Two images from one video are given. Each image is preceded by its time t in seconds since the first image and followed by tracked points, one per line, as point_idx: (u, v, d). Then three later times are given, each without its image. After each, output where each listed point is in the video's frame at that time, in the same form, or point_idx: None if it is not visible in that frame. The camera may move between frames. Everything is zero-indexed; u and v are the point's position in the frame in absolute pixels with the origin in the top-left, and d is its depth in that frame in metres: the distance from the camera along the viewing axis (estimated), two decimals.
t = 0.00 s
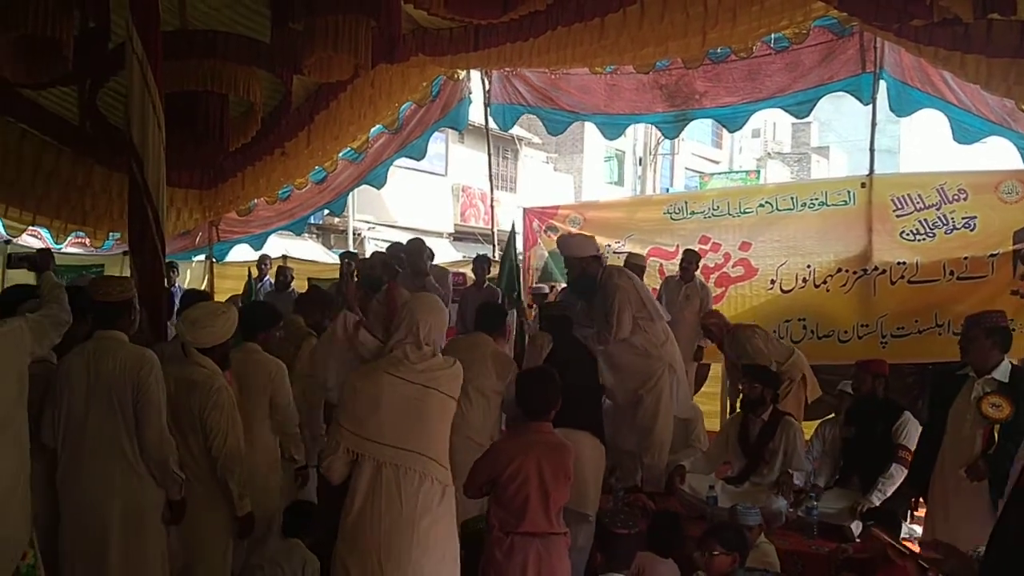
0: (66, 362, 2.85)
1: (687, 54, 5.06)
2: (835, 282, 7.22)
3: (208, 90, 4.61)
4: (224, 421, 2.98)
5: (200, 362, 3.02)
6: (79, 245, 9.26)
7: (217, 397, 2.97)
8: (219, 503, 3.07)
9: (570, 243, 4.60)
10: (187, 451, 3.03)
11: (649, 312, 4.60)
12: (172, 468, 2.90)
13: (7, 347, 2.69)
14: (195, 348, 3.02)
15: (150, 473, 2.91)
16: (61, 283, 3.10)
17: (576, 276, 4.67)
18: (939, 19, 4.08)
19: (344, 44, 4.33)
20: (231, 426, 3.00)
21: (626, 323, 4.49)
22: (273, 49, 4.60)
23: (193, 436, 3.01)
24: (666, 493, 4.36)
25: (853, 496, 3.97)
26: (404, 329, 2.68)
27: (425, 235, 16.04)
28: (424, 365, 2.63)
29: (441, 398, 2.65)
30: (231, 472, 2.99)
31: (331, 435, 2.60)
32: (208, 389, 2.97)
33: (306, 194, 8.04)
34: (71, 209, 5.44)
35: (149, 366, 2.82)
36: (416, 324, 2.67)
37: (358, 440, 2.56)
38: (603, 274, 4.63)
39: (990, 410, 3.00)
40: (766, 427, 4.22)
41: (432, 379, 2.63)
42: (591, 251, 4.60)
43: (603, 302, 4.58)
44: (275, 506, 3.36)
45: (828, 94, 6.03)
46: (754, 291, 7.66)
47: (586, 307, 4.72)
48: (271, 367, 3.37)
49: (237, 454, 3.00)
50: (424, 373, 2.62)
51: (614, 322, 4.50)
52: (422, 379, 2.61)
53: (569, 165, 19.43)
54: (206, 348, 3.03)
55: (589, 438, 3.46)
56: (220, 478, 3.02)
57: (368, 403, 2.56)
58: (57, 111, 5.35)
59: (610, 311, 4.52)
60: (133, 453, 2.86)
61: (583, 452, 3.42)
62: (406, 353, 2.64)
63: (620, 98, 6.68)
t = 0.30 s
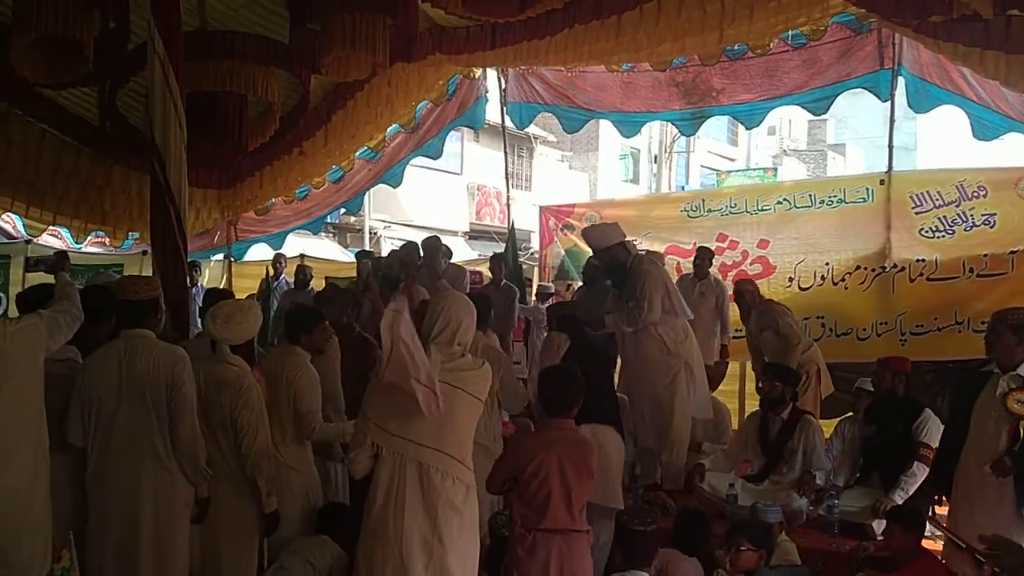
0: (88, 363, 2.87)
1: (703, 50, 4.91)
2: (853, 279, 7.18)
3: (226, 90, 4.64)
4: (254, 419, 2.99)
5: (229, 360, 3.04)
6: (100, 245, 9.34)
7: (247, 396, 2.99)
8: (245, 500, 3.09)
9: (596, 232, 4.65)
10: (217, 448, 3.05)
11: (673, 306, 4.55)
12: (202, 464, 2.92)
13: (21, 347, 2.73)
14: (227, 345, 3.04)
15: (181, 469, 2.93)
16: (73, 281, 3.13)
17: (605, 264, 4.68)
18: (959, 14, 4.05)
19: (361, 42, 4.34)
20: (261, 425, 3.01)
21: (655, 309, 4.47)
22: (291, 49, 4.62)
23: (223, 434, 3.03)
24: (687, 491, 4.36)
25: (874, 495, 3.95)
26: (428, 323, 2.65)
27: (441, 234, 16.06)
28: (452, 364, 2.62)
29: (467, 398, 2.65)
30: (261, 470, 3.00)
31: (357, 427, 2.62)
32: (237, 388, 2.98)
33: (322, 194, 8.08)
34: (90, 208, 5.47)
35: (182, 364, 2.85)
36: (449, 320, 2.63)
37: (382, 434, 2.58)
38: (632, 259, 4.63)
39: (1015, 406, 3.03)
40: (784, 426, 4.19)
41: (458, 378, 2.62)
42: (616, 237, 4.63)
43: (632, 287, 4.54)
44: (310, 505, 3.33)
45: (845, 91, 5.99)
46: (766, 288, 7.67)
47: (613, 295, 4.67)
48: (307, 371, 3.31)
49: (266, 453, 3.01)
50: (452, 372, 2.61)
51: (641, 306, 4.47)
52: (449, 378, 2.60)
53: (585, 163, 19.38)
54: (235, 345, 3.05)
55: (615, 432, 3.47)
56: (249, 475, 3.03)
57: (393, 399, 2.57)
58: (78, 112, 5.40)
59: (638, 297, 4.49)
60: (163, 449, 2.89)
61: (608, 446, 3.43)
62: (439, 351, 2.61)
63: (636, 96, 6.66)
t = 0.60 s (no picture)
0: (122, 362, 2.92)
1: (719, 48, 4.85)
2: (870, 277, 7.12)
3: (243, 90, 4.66)
4: (283, 417, 3.01)
5: (254, 360, 3.08)
6: (118, 245, 9.42)
7: (274, 394, 3.02)
8: (268, 499, 3.10)
9: (630, 220, 4.65)
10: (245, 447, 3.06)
11: (695, 303, 4.50)
12: (239, 462, 2.95)
13: (42, 347, 2.74)
14: (251, 345, 3.08)
15: (213, 466, 2.96)
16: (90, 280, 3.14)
17: (638, 254, 4.64)
18: (978, 10, 4.03)
19: (378, 42, 4.36)
20: (289, 424, 3.03)
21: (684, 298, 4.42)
22: (307, 48, 4.63)
23: (250, 433, 3.02)
24: (705, 490, 4.34)
25: (893, 493, 3.92)
26: (449, 324, 2.64)
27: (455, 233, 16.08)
28: (473, 363, 2.61)
29: (489, 399, 2.62)
30: (289, 468, 2.99)
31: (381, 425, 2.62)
32: (264, 386, 3.02)
33: (338, 193, 8.10)
34: (108, 209, 5.49)
35: (215, 365, 2.89)
36: (472, 319, 2.62)
37: (408, 432, 2.58)
38: (664, 250, 4.57)
39: None
40: (802, 426, 4.19)
41: (480, 378, 2.61)
42: (649, 228, 4.61)
43: (660, 279, 4.49)
44: (351, 505, 3.31)
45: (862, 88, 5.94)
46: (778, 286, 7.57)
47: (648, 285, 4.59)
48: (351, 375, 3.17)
49: (294, 451, 3.02)
50: (473, 371, 2.60)
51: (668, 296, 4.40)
52: (470, 377, 2.60)
53: (599, 162, 19.34)
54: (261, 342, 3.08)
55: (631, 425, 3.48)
56: (278, 473, 3.02)
57: (418, 398, 2.56)
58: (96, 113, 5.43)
59: (666, 286, 4.43)
60: (197, 448, 2.92)
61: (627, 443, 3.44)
62: (457, 350, 2.60)
63: (652, 94, 6.64)
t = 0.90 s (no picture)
0: (141, 359, 2.95)
1: (728, 47, 4.80)
2: (881, 275, 7.08)
3: (254, 90, 4.68)
4: (297, 414, 3.04)
5: (268, 359, 3.12)
6: (128, 245, 9.47)
7: (288, 391, 3.05)
8: (281, 497, 3.12)
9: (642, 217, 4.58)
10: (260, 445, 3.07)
11: (709, 303, 4.47)
12: (258, 461, 2.96)
13: (60, 344, 2.77)
14: (264, 343, 3.11)
15: (233, 465, 2.97)
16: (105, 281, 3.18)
17: (650, 252, 4.62)
18: (988, 7, 4.02)
19: (387, 40, 4.37)
20: (304, 421, 3.06)
21: (707, 295, 4.41)
22: (317, 48, 4.65)
23: (265, 431, 3.05)
24: (715, 488, 4.35)
25: (904, 492, 3.93)
26: (458, 322, 2.65)
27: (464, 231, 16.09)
28: (485, 360, 2.62)
29: (502, 397, 2.61)
30: (304, 464, 3.03)
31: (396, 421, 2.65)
32: (279, 383, 3.05)
33: (348, 193, 8.11)
34: (119, 209, 5.50)
35: (233, 366, 2.90)
36: (479, 319, 2.61)
37: (423, 428, 2.59)
38: (678, 249, 4.54)
39: None
40: (813, 424, 4.19)
41: (492, 374, 2.61)
42: (662, 222, 4.56)
43: (676, 277, 4.47)
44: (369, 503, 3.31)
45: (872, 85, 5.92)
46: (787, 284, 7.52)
47: (663, 285, 4.55)
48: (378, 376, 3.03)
49: (309, 448, 3.05)
50: (484, 367, 2.62)
51: (693, 292, 4.38)
52: (482, 373, 2.61)
53: (608, 160, 19.24)
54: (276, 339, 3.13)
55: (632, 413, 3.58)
56: (291, 468, 3.05)
57: (432, 394, 2.58)
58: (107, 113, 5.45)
59: (687, 283, 4.41)
60: (216, 446, 2.93)
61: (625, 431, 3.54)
62: (469, 347, 2.61)
63: (661, 92, 6.63)
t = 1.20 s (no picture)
0: (146, 357, 2.95)
1: (732, 43, 4.82)
2: (886, 272, 7.05)
3: (257, 88, 4.66)
4: (290, 405, 3.06)
5: (262, 354, 3.11)
6: (133, 243, 9.48)
7: (282, 383, 3.07)
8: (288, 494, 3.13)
9: (649, 209, 4.59)
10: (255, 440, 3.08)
11: (714, 303, 4.44)
12: (258, 461, 2.96)
13: (81, 339, 2.78)
14: (259, 339, 3.11)
15: (235, 464, 2.96)
16: (119, 280, 3.23)
17: (654, 244, 4.64)
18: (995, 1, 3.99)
19: (390, 37, 4.36)
20: (298, 414, 3.08)
21: (714, 295, 4.40)
22: (319, 45, 4.64)
23: (261, 425, 3.07)
24: (720, 485, 4.33)
25: (909, 490, 3.90)
26: (454, 319, 2.63)
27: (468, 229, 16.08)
28: (482, 357, 2.59)
29: (501, 394, 2.58)
30: (298, 457, 3.05)
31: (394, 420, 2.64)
32: (272, 377, 3.07)
33: (352, 189, 8.09)
34: (123, 206, 5.50)
35: (236, 364, 2.88)
36: (475, 315, 2.60)
37: (420, 427, 2.58)
38: (683, 244, 4.54)
39: None
40: (817, 421, 4.18)
41: (489, 370, 2.58)
42: (670, 217, 4.57)
43: (682, 274, 4.47)
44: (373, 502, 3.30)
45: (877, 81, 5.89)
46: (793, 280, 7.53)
47: (668, 280, 4.56)
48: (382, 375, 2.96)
49: (302, 441, 3.06)
50: (481, 364, 2.58)
51: (699, 292, 4.36)
52: (480, 369, 2.57)
53: (612, 157, 19.05)
54: (269, 335, 3.12)
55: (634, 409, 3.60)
56: (286, 460, 3.08)
57: (429, 393, 2.56)
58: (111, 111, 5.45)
59: (694, 283, 4.38)
60: (219, 446, 2.93)
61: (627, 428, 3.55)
62: (466, 344, 2.59)
63: (664, 88, 6.58)
